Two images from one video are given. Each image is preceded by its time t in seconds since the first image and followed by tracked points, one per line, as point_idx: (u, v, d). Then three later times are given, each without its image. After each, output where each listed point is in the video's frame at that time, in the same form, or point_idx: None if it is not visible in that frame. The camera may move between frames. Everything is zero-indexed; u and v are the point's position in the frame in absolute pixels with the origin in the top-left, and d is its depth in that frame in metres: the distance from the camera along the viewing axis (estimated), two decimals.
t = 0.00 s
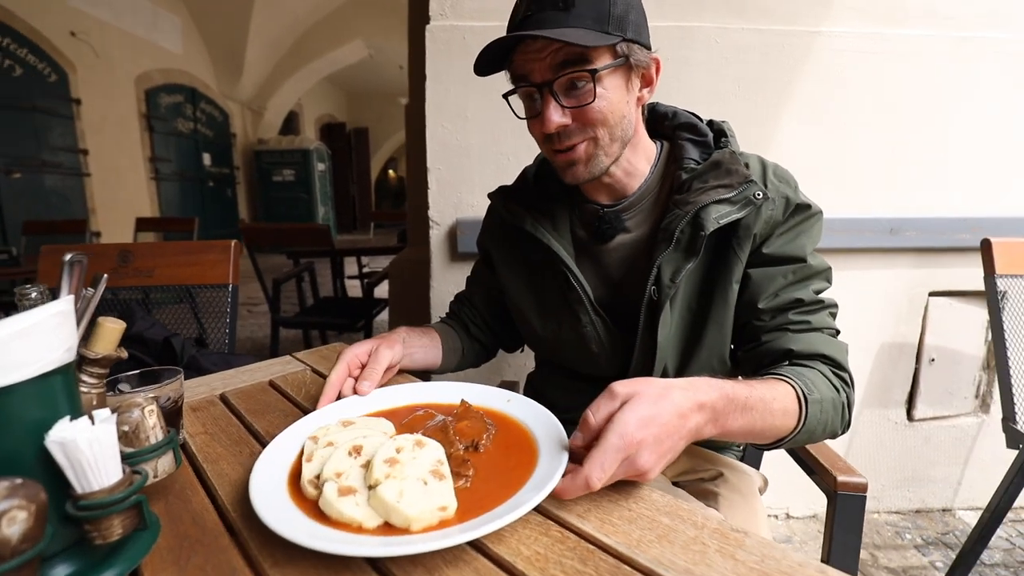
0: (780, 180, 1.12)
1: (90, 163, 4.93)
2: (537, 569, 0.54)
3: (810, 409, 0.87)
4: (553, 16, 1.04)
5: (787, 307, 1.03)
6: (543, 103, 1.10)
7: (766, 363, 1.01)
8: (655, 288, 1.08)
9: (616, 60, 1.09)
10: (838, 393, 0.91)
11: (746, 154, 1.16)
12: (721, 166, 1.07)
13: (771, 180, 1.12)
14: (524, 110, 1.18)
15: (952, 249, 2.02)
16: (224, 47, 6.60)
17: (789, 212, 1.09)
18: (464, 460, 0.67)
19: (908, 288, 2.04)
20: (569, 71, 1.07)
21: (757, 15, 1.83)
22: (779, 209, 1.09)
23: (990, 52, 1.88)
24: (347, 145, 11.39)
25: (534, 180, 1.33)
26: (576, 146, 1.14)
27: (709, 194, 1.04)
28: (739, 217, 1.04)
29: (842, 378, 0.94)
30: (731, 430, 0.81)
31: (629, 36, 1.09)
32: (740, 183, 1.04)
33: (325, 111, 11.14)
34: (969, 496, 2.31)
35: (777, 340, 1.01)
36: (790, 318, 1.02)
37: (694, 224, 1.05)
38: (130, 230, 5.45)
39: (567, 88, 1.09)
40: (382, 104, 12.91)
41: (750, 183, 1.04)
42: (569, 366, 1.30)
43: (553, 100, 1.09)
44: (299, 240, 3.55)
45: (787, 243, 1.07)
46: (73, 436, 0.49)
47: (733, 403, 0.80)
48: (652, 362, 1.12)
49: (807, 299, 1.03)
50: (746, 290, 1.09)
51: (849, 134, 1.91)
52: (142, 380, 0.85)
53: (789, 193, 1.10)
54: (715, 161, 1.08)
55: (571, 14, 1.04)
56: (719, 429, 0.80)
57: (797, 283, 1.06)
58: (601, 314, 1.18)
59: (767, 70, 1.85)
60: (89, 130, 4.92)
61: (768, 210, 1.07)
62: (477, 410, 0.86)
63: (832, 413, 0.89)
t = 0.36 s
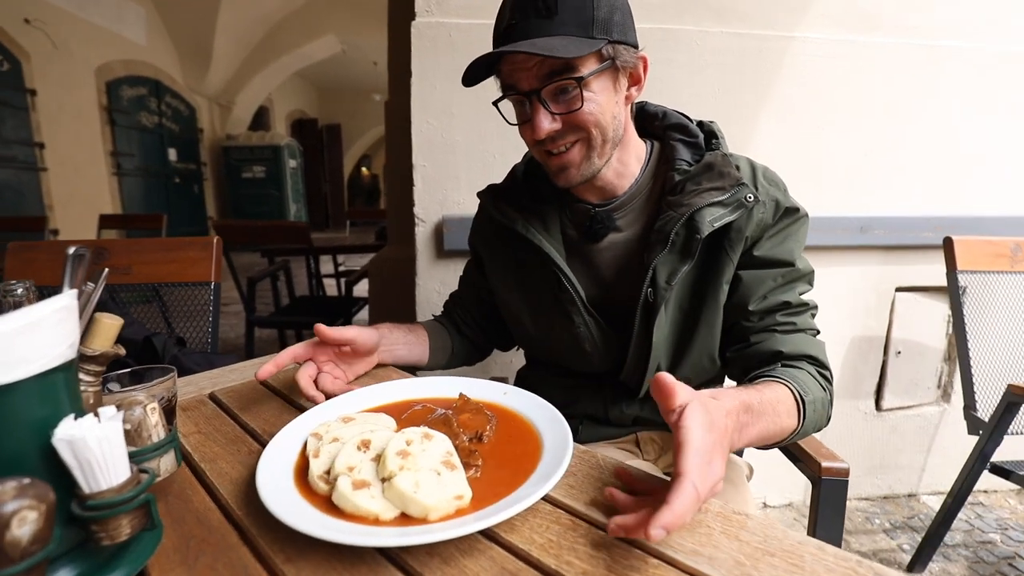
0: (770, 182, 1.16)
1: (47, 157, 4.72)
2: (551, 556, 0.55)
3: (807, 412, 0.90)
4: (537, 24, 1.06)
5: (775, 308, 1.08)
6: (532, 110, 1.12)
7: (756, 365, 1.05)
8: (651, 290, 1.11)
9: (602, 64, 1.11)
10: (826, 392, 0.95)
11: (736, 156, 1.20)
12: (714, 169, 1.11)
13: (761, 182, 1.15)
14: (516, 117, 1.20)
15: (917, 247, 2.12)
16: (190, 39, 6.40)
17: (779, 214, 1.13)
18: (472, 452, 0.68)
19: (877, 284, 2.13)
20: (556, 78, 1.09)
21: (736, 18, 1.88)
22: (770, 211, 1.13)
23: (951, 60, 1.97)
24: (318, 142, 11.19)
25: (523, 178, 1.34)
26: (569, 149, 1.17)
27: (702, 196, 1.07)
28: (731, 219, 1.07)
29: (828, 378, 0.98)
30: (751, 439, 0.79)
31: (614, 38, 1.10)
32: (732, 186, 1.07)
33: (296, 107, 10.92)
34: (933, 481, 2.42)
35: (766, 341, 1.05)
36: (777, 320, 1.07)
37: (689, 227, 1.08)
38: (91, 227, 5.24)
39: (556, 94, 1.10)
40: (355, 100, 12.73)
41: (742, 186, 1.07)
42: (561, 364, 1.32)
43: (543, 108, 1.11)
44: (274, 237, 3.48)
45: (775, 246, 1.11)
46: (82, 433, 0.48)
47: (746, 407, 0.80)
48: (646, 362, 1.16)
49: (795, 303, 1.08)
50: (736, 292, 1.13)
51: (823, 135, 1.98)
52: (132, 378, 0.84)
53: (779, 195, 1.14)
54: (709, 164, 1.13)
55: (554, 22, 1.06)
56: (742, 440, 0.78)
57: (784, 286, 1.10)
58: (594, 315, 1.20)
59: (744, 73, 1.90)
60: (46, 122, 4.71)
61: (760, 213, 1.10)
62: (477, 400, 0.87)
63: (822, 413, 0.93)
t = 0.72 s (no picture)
0: (764, 185, 1.18)
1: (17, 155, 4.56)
2: (566, 553, 0.56)
3: (805, 425, 0.92)
4: (522, 25, 1.06)
5: (767, 309, 1.10)
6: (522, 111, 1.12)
7: (748, 368, 1.07)
8: (648, 293, 1.12)
9: (589, 61, 1.11)
10: (819, 396, 0.97)
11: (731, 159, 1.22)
12: (710, 171, 1.12)
13: (755, 185, 1.17)
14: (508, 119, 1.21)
15: (897, 247, 2.18)
16: (167, 36, 6.27)
17: (772, 217, 1.15)
18: (481, 451, 0.68)
19: (859, 283, 2.18)
20: (544, 77, 1.09)
21: (723, 23, 1.91)
22: (764, 214, 1.14)
23: (929, 65, 2.03)
24: (299, 142, 11.04)
25: (517, 177, 1.34)
26: (561, 147, 1.17)
27: (699, 199, 1.09)
28: (727, 222, 1.08)
29: (818, 382, 1.00)
30: (761, 453, 0.80)
31: (600, 35, 1.11)
32: (727, 189, 1.09)
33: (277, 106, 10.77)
34: (913, 475, 2.48)
35: (758, 343, 1.07)
36: (768, 322, 1.09)
37: (686, 230, 1.09)
38: (64, 227, 5.08)
39: (544, 94, 1.11)
40: (336, 100, 12.60)
41: (738, 189, 1.09)
42: (557, 364, 1.33)
43: (533, 109, 1.11)
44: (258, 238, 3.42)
45: (768, 247, 1.13)
46: (89, 436, 0.46)
47: (752, 428, 0.82)
48: (642, 364, 1.17)
49: (785, 304, 1.10)
50: (729, 293, 1.14)
51: (807, 138, 2.02)
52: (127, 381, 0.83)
53: (772, 198, 1.16)
54: (704, 166, 1.14)
55: (539, 21, 1.06)
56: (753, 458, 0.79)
57: (776, 287, 1.12)
58: (589, 318, 1.21)
59: (731, 76, 1.93)
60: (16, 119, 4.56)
61: (753, 216, 1.12)
62: (480, 399, 0.87)
63: (817, 418, 0.95)
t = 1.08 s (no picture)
0: (763, 200, 1.20)
1: None
2: (581, 561, 0.56)
3: (790, 433, 0.92)
4: (525, 36, 1.06)
5: (758, 324, 1.12)
6: (526, 120, 1.13)
7: (733, 378, 1.08)
8: (652, 304, 1.13)
9: (591, 69, 1.12)
10: (802, 410, 0.98)
11: (731, 172, 1.24)
12: (712, 185, 1.14)
13: (755, 199, 1.19)
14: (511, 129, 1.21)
15: (885, 252, 2.21)
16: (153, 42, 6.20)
17: (771, 231, 1.17)
18: (490, 460, 0.68)
19: (849, 288, 2.21)
20: (547, 86, 1.10)
21: (714, 32, 1.94)
22: (763, 228, 1.16)
23: (914, 74, 2.07)
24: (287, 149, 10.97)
25: (519, 186, 1.35)
26: (565, 155, 1.18)
27: (702, 212, 1.10)
28: (729, 235, 1.10)
29: (801, 396, 1.01)
30: (759, 464, 0.81)
31: (601, 45, 1.12)
32: (729, 203, 1.10)
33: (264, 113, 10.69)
34: (903, 476, 2.51)
35: (746, 356, 1.08)
36: (757, 335, 1.11)
37: (690, 242, 1.11)
38: (46, 236, 4.99)
39: (548, 103, 1.12)
40: (325, 107, 12.56)
41: (740, 203, 1.10)
42: (558, 372, 1.33)
43: (537, 117, 1.12)
44: (249, 247, 3.39)
45: (765, 262, 1.15)
46: (98, 451, 0.45)
47: (744, 432, 0.83)
48: (644, 373, 1.18)
49: (777, 319, 1.12)
50: (724, 306, 1.15)
51: (797, 145, 2.05)
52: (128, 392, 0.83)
53: (771, 213, 1.17)
54: (706, 180, 1.15)
55: (541, 32, 1.07)
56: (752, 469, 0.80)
57: (768, 302, 1.14)
58: (592, 328, 1.21)
59: (722, 85, 1.96)
60: None
61: (754, 229, 1.13)
62: (485, 408, 0.86)
63: (800, 430, 0.95)
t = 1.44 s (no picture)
0: (762, 202, 1.21)
1: None
2: (589, 561, 0.56)
3: (788, 431, 0.93)
4: (533, 25, 1.07)
5: (757, 325, 1.13)
6: (533, 109, 1.15)
7: (732, 378, 1.10)
8: (654, 303, 1.13)
9: (597, 60, 1.13)
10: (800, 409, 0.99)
11: (731, 175, 1.25)
12: (713, 187, 1.15)
13: (754, 201, 1.20)
14: (516, 120, 1.23)
15: (872, 252, 2.24)
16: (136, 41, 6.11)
17: (770, 233, 1.18)
18: (494, 461, 0.68)
19: (838, 288, 2.24)
20: (554, 76, 1.11)
21: (705, 34, 1.95)
22: (762, 230, 1.17)
23: (899, 77, 2.11)
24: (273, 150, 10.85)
25: (520, 185, 1.35)
26: (569, 144, 1.19)
27: (703, 214, 1.11)
28: (730, 237, 1.11)
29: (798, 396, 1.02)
30: (760, 462, 0.82)
31: (607, 38, 1.12)
32: (730, 205, 1.11)
33: (250, 114, 10.58)
34: (891, 473, 2.55)
35: (744, 356, 1.09)
36: (755, 336, 1.12)
37: (691, 243, 1.11)
38: (25, 238, 4.89)
39: (554, 92, 1.13)
40: (312, 108, 12.46)
41: (740, 205, 1.11)
42: (557, 372, 1.33)
43: (544, 105, 1.13)
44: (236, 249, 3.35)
45: (764, 265, 1.16)
46: (99, 457, 0.44)
47: (746, 430, 0.84)
48: (644, 372, 1.18)
49: (774, 321, 1.13)
50: (723, 307, 1.16)
51: (786, 147, 2.08)
52: (122, 397, 0.81)
53: (770, 215, 1.19)
54: (707, 182, 1.16)
55: (550, 22, 1.07)
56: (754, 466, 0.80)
57: (767, 304, 1.15)
58: (593, 327, 1.22)
59: (713, 87, 1.98)
60: None
61: (754, 231, 1.14)
62: (486, 409, 0.86)
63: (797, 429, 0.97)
